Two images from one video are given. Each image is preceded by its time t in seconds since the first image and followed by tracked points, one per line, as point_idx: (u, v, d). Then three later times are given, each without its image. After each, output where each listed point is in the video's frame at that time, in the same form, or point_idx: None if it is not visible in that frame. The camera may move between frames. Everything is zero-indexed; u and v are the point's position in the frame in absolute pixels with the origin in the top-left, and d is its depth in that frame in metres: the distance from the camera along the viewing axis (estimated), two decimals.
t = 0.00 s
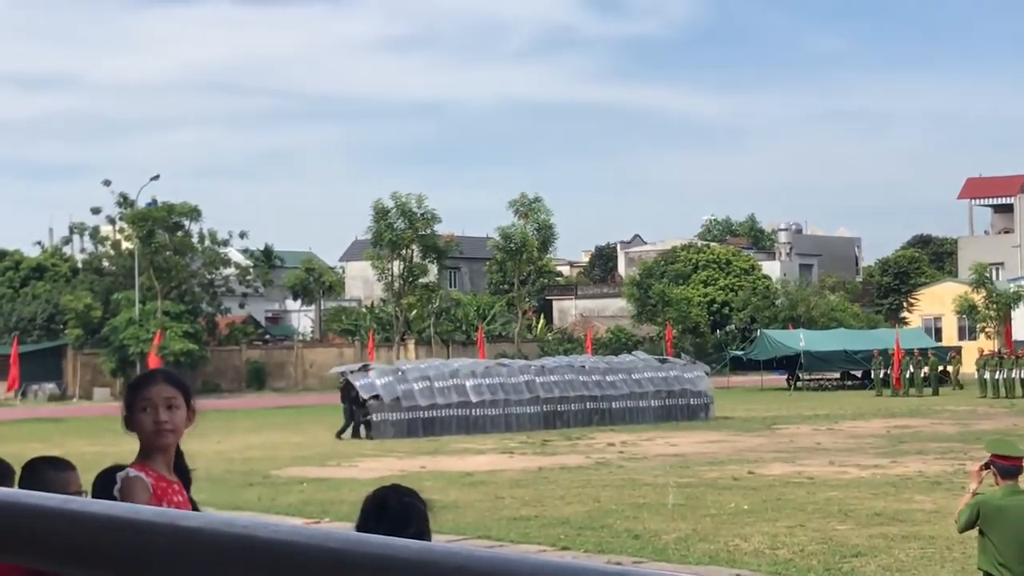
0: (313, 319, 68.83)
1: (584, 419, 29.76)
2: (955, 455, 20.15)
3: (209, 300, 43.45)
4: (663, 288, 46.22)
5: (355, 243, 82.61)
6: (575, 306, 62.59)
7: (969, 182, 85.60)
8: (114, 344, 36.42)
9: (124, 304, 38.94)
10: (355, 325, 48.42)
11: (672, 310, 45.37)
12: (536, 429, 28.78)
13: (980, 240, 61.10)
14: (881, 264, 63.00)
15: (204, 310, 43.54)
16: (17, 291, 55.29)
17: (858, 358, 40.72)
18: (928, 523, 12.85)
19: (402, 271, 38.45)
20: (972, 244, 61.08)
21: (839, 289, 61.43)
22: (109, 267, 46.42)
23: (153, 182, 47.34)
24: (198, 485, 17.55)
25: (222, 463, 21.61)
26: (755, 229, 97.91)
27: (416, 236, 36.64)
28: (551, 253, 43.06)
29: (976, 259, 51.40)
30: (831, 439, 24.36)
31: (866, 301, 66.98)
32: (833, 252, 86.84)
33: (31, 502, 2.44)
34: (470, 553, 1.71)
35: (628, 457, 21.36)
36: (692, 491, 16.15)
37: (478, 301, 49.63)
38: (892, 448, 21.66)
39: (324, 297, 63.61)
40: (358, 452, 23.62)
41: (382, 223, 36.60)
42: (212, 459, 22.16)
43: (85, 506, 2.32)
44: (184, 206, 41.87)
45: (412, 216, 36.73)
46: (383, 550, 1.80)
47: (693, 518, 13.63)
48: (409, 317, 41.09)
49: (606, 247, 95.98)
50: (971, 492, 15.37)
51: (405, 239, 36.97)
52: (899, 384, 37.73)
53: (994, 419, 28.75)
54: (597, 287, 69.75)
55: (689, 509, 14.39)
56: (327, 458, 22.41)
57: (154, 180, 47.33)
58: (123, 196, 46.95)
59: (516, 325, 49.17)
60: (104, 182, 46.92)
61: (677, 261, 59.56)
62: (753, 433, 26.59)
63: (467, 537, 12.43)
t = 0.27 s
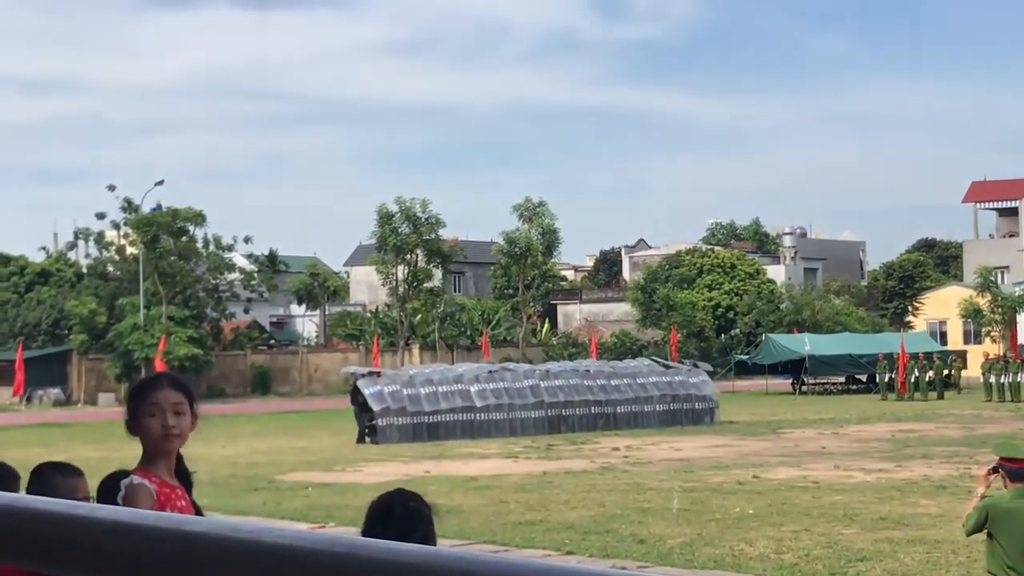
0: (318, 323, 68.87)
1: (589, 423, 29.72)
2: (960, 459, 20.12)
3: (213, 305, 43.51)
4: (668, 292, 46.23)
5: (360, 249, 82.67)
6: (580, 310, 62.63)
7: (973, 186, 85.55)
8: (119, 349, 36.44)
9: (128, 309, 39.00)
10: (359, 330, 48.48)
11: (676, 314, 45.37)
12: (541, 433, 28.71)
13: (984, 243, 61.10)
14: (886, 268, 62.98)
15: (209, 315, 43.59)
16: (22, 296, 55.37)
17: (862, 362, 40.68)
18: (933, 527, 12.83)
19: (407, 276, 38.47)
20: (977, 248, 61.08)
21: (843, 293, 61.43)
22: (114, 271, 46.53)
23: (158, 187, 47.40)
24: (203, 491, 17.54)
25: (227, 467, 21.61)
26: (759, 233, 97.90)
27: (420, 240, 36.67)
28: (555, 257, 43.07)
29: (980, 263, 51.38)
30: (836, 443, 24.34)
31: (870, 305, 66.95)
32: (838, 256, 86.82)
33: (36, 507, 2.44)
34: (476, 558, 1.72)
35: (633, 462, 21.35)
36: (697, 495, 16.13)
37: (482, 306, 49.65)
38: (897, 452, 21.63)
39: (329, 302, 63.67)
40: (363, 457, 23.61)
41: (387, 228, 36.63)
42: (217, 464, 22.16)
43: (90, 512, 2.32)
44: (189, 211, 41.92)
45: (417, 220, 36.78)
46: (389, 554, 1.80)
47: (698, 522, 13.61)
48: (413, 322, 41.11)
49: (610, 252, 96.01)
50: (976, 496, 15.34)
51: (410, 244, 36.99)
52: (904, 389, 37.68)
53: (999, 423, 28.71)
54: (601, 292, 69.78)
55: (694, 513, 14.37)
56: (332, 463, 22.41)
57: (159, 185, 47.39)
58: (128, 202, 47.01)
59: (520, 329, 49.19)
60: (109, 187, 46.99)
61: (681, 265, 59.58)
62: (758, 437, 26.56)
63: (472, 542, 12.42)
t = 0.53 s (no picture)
0: (323, 328, 68.92)
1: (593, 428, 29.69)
2: (966, 463, 20.10)
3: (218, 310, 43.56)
4: (672, 296, 46.22)
5: (365, 254, 82.69)
6: (584, 314, 62.63)
7: (978, 189, 85.49)
8: (124, 353, 36.45)
9: (133, 314, 38.96)
10: (363, 335, 48.52)
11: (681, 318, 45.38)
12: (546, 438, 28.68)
13: (989, 247, 61.05)
14: (890, 272, 62.95)
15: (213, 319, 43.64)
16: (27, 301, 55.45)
17: (868, 366, 40.65)
18: (938, 532, 12.82)
19: (411, 281, 38.50)
20: (982, 252, 61.03)
21: (848, 297, 61.35)
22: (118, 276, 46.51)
23: (162, 192, 47.45)
24: (207, 496, 17.54)
25: (231, 472, 21.61)
26: (763, 237, 97.90)
27: (424, 245, 36.70)
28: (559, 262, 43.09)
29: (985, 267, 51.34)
30: (841, 447, 24.32)
31: (875, 309, 66.94)
32: (843, 260, 86.77)
33: (40, 512, 2.45)
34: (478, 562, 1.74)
35: (638, 466, 21.34)
36: (702, 500, 16.12)
37: (486, 311, 49.66)
38: (902, 456, 21.61)
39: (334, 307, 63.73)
40: (367, 462, 23.61)
41: (391, 233, 36.66)
42: (221, 469, 22.17)
43: (94, 517, 2.33)
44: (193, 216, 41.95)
45: (421, 225, 36.82)
46: (390, 558, 1.82)
47: (703, 527, 13.60)
48: (417, 326, 41.14)
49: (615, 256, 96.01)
50: (981, 500, 15.32)
51: (414, 248, 37.03)
52: (909, 392, 37.66)
53: (1004, 427, 28.68)
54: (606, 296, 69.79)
55: (699, 518, 14.36)
56: (336, 467, 22.40)
57: (163, 190, 47.44)
58: (132, 207, 46.99)
59: (525, 333, 49.20)
60: (113, 192, 47.02)
61: (685, 269, 59.61)
62: (762, 442, 26.54)
63: (476, 547, 12.42)
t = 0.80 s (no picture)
0: (326, 332, 68.97)
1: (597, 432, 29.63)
2: (969, 466, 20.08)
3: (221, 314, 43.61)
4: (675, 300, 46.24)
5: (368, 258, 82.71)
6: (587, 318, 62.65)
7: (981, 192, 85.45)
8: (127, 358, 36.48)
9: (137, 319, 39.02)
10: (366, 339, 48.59)
11: (683, 322, 45.40)
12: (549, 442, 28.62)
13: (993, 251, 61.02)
14: (894, 275, 62.94)
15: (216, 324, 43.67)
16: (30, 306, 55.50)
17: (871, 370, 40.65)
18: (942, 535, 12.81)
19: (414, 285, 38.57)
20: (985, 255, 61.00)
21: (851, 300, 61.34)
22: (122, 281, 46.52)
23: (165, 197, 47.49)
24: (211, 500, 17.55)
25: (235, 477, 21.61)
26: (766, 241, 97.92)
27: (427, 249, 36.70)
28: (562, 266, 43.11)
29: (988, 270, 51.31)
30: (844, 450, 24.31)
31: (878, 313, 66.90)
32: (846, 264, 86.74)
33: (44, 517, 2.46)
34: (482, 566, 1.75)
35: (641, 470, 21.34)
36: (706, 503, 16.11)
37: (490, 315, 49.69)
38: (906, 460, 21.59)
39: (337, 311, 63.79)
40: (370, 466, 23.62)
41: (395, 237, 36.69)
42: (225, 474, 22.18)
43: (99, 521, 2.34)
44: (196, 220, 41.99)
45: (424, 229, 36.87)
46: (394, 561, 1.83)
47: (706, 530, 13.60)
48: (420, 330, 41.18)
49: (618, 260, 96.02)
50: (985, 503, 15.31)
51: (417, 252, 37.06)
52: (912, 395, 37.65)
53: (1008, 430, 28.67)
54: (609, 299, 69.82)
55: (702, 521, 14.36)
56: (340, 472, 22.41)
57: (167, 195, 47.49)
58: (136, 212, 46.99)
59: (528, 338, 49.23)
60: (117, 196, 47.06)
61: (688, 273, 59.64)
62: (766, 445, 26.53)
63: (480, 551, 12.42)
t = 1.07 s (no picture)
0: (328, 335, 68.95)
1: (600, 433, 29.59)
2: (972, 468, 20.06)
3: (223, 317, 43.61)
4: (677, 302, 46.23)
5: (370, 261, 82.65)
6: (589, 321, 62.64)
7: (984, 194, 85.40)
8: (131, 361, 36.47)
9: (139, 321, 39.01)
10: (369, 342, 48.60)
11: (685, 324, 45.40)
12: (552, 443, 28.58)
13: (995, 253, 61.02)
14: (896, 277, 62.94)
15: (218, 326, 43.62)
16: (32, 308, 55.49)
17: (873, 372, 40.64)
18: (944, 537, 12.81)
19: (416, 287, 38.55)
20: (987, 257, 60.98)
21: (853, 303, 61.32)
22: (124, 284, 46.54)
23: (167, 199, 47.49)
24: (213, 503, 17.55)
25: (238, 479, 21.63)
26: (768, 243, 97.91)
27: (429, 251, 36.66)
28: (564, 268, 43.10)
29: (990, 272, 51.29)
30: (847, 453, 24.30)
31: (881, 315, 66.89)
32: (848, 266, 86.72)
33: (47, 519, 2.47)
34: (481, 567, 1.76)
35: (643, 472, 21.34)
36: (708, 506, 16.11)
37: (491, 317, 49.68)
38: (908, 462, 21.58)
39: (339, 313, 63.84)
40: (372, 469, 23.62)
41: (397, 239, 36.68)
42: (228, 476, 22.20)
43: (100, 523, 2.35)
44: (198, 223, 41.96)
45: (426, 231, 36.91)
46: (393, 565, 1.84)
47: (708, 533, 13.60)
48: (422, 332, 41.16)
49: (619, 263, 95.99)
50: (988, 505, 15.29)
51: (419, 254, 37.02)
52: (915, 398, 37.61)
53: (1010, 432, 28.66)
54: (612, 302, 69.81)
55: (704, 524, 14.35)
56: (341, 474, 22.41)
57: (169, 197, 47.48)
58: (138, 214, 46.96)
59: (530, 340, 49.21)
60: (119, 199, 47.04)
61: (690, 275, 59.66)
62: (768, 447, 26.52)
63: (482, 553, 12.43)
